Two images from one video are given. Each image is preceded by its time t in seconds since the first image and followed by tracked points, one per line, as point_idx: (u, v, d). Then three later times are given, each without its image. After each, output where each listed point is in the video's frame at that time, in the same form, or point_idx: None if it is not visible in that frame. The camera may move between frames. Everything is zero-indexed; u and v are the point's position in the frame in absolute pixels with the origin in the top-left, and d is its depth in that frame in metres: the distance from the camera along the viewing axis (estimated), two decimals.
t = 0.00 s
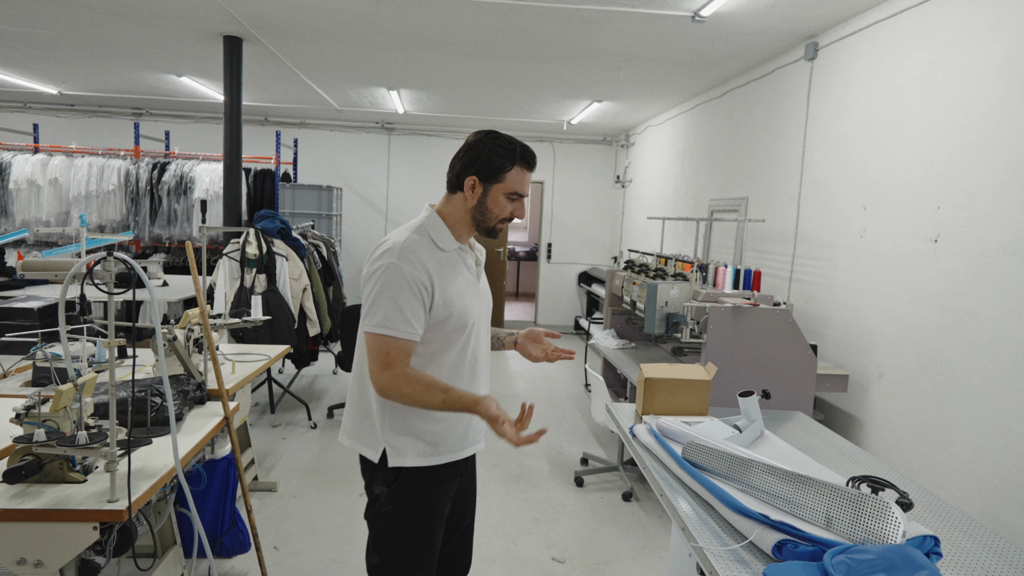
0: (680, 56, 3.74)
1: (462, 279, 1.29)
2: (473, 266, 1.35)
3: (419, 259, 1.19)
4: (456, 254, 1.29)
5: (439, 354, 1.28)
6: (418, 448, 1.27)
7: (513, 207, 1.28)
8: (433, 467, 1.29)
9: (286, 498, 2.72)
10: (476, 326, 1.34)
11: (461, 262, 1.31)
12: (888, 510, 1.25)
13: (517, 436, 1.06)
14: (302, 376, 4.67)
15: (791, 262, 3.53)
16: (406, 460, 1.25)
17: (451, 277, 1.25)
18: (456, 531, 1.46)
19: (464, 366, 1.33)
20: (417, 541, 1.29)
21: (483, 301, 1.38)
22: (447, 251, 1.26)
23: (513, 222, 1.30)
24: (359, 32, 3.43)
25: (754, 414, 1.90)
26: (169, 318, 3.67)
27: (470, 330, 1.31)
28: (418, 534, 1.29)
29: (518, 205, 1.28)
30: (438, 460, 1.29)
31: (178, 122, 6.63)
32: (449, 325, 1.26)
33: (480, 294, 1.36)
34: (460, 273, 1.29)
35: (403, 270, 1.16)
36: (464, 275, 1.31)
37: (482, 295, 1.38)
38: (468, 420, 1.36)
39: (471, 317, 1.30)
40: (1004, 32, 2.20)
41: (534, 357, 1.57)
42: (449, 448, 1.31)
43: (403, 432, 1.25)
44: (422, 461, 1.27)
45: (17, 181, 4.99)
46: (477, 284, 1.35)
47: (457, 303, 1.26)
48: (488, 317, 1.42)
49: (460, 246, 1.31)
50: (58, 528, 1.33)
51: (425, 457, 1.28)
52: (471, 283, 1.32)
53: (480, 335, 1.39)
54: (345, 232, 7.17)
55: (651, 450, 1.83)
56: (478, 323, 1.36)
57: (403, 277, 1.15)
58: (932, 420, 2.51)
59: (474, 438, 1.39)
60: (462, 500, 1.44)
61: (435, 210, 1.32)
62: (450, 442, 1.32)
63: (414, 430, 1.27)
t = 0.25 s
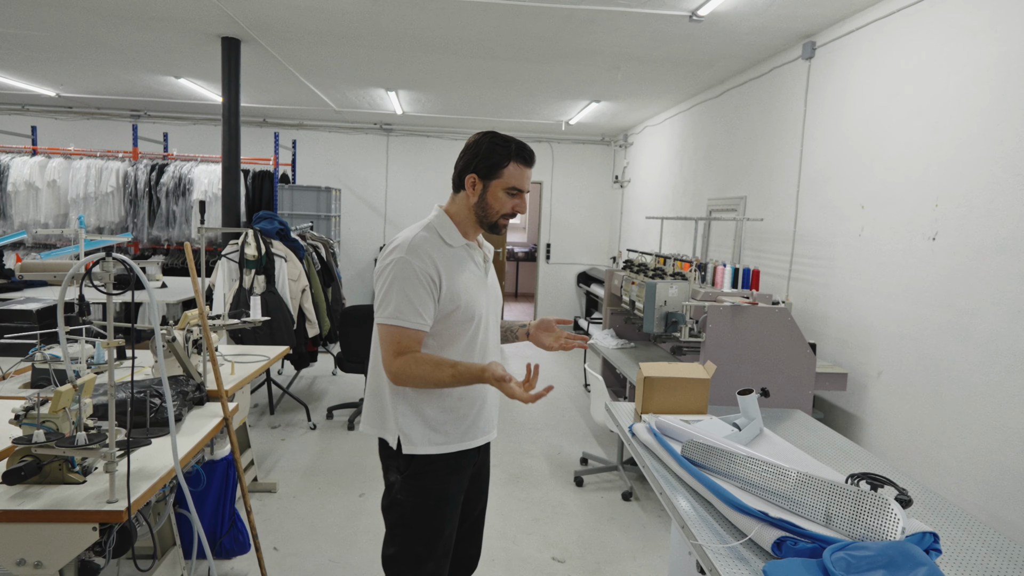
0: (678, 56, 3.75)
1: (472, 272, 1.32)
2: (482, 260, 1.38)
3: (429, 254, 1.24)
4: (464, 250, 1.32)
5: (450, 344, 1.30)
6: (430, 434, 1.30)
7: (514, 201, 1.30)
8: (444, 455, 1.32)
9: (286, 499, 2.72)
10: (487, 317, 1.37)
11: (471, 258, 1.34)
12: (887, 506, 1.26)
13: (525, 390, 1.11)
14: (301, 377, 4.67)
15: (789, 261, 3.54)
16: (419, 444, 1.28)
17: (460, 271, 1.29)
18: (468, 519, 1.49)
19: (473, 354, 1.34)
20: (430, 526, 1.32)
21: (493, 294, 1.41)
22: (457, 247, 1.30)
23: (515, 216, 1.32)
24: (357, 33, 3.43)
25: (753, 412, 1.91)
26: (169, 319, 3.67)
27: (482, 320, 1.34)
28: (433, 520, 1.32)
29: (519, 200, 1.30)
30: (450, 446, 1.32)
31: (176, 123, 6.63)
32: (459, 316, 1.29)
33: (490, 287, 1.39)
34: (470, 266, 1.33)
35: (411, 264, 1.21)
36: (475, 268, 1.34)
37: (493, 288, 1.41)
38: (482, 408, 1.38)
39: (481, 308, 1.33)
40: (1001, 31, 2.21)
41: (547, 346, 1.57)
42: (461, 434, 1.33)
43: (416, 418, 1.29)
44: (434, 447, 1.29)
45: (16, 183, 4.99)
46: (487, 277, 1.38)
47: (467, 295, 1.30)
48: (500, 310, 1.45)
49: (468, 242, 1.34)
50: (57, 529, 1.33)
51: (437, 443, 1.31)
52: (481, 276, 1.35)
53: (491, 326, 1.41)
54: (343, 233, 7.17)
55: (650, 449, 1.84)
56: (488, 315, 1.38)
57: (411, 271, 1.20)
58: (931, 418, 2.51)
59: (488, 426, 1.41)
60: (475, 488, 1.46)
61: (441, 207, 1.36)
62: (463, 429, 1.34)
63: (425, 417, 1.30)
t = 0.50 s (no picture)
0: (678, 56, 3.75)
1: (476, 268, 1.32)
2: (489, 258, 1.38)
3: (430, 250, 1.25)
4: (470, 246, 1.33)
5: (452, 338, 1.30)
6: (434, 426, 1.30)
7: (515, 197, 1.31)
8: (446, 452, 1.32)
9: (286, 499, 2.71)
10: (492, 313, 1.36)
11: (476, 254, 1.34)
12: (889, 504, 1.26)
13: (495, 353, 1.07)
14: (301, 377, 4.66)
15: (790, 261, 3.54)
16: (422, 435, 1.28)
17: (463, 266, 1.29)
18: (474, 515, 1.49)
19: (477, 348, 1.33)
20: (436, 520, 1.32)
21: (500, 291, 1.40)
22: (460, 244, 1.31)
23: (517, 212, 1.33)
24: (358, 34, 3.43)
25: (754, 411, 1.91)
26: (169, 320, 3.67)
27: (485, 315, 1.33)
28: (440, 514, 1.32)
29: (520, 195, 1.31)
30: (454, 438, 1.31)
31: (176, 124, 6.63)
32: (461, 310, 1.29)
33: (497, 283, 1.38)
34: (474, 263, 1.32)
35: (411, 259, 1.23)
36: (480, 265, 1.34)
37: (500, 285, 1.40)
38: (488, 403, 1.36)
39: (484, 303, 1.32)
40: (1001, 30, 2.21)
41: (562, 342, 1.58)
42: (466, 428, 1.33)
43: (420, 409, 1.30)
44: (438, 439, 1.29)
45: (16, 184, 4.99)
46: (493, 274, 1.38)
47: (469, 290, 1.29)
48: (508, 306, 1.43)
49: (474, 239, 1.34)
50: (58, 528, 1.33)
51: (441, 435, 1.30)
52: (485, 273, 1.35)
53: (497, 321, 1.39)
54: (344, 234, 7.17)
55: (652, 448, 1.84)
56: (495, 310, 1.37)
57: (411, 265, 1.22)
58: (932, 417, 2.51)
59: (495, 422, 1.39)
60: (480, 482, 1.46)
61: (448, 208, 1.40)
62: (469, 423, 1.33)
63: (429, 408, 1.30)
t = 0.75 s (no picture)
0: (679, 57, 3.76)
1: (478, 264, 1.34)
2: (496, 256, 1.41)
3: (430, 246, 1.31)
4: (473, 243, 1.36)
5: (454, 333, 1.31)
6: (436, 420, 1.32)
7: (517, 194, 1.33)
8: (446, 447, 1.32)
9: (290, 501, 2.72)
10: (496, 310, 1.36)
11: (481, 253, 1.36)
12: (892, 504, 1.26)
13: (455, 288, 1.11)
14: (305, 379, 4.67)
15: (792, 261, 3.54)
16: (424, 429, 1.30)
17: (463, 263, 1.33)
18: (479, 516, 1.49)
19: (479, 344, 1.34)
20: (442, 520, 1.32)
21: (507, 289, 1.40)
22: (463, 241, 1.35)
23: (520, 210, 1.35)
24: (360, 36, 3.44)
25: (757, 411, 1.90)
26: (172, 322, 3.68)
27: (487, 311, 1.33)
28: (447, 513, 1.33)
29: (521, 192, 1.33)
30: (455, 435, 1.32)
31: (179, 127, 6.66)
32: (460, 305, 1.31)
33: (503, 281, 1.39)
34: (477, 260, 1.35)
35: (410, 255, 1.29)
36: (483, 262, 1.36)
37: (506, 283, 1.40)
38: (491, 401, 1.35)
39: (486, 299, 1.33)
40: (1002, 29, 2.21)
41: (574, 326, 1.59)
42: (467, 425, 1.33)
43: (422, 404, 1.32)
44: (439, 434, 1.30)
45: (20, 187, 5.01)
46: (499, 272, 1.39)
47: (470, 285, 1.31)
48: (516, 305, 1.43)
49: (479, 237, 1.38)
50: (64, 530, 1.34)
51: (444, 430, 1.31)
52: (489, 270, 1.36)
53: (504, 319, 1.39)
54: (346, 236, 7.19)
55: (655, 448, 1.84)
56: (500, 307, 1.37)
57: (411, 261, 1.28)
58: (935, 417, 2.51)
59: (501, 421, 1.38)
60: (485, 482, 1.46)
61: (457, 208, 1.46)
62: (471, 420, 1.33)
63: (431, 403, 1.32)
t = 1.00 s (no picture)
0: (684, 60, 3.76)
1: (485, 266, 1.34)
2: (508, 261, 1.40)
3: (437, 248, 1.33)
4: (483, 245, 1.36)
5: (456, 334, 1.32)
6: (437, 420, 1.33)
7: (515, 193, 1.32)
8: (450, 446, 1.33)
9: (296, 503, 2.72)
10: (501, 313, 1.35)
11: (489, 255, 1.36)
12: (899, 505, 1.25)
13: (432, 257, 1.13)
14: (310, 382, 4.68)
15: (798, 264, 3.53)
16: (425, 427, 1.32)
17: (469, 264, 1.33)
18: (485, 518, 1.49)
19: (481, 346, 1.33)
20: (454, 522, 1.32)
21: (515, 293, 1.39)
22: (472, 243, 1.36)
23: (519, 207, 1.33)
24: (365, 40, 3.46)
25: (763, 413, 1.90)
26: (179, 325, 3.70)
27: (491, 314, 1.33)
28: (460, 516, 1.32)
29: (518, 190, 1.31)
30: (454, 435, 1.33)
31: (186, 132, 6.71)
32: (463, 305, 1.31)
33: (512, 285, 1.37)
34: (484, 262, 1.35)
35: (416, 255, 1.32)
36: (491, 264, 1.35)
37: (515, 287, 1.38)
38: (493, 404, 1.35)
39: (490, 302, 1.32)
40: (1008, 31, 2.21)
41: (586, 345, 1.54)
42: (466, 426, 1.33)
43: (424, 402, 1.33)
44: (439, 433, 1.31)
45: (30, 192, 5.05)
46: (507, 275, 1.37)
47: (474, 287, 1.31)
48: (525, 310, 1.41)
49: (489, 240, 1.38)
50: (72, 531, 1.34)
51: (444, 430, 1.32)
52: (496, 273, 1.35)
53: (509, 323, 1.38)
54: (352, 239, 7.21)
55: (660, 449, 1.84)
56: (505, 310, 1.36)
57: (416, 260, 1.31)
58: (942, 420, 2.49)
59: (503, 425, 1.38)
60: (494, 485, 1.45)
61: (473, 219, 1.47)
62: (471, 422, 1.34)
63: (432, 402, 1.33)
